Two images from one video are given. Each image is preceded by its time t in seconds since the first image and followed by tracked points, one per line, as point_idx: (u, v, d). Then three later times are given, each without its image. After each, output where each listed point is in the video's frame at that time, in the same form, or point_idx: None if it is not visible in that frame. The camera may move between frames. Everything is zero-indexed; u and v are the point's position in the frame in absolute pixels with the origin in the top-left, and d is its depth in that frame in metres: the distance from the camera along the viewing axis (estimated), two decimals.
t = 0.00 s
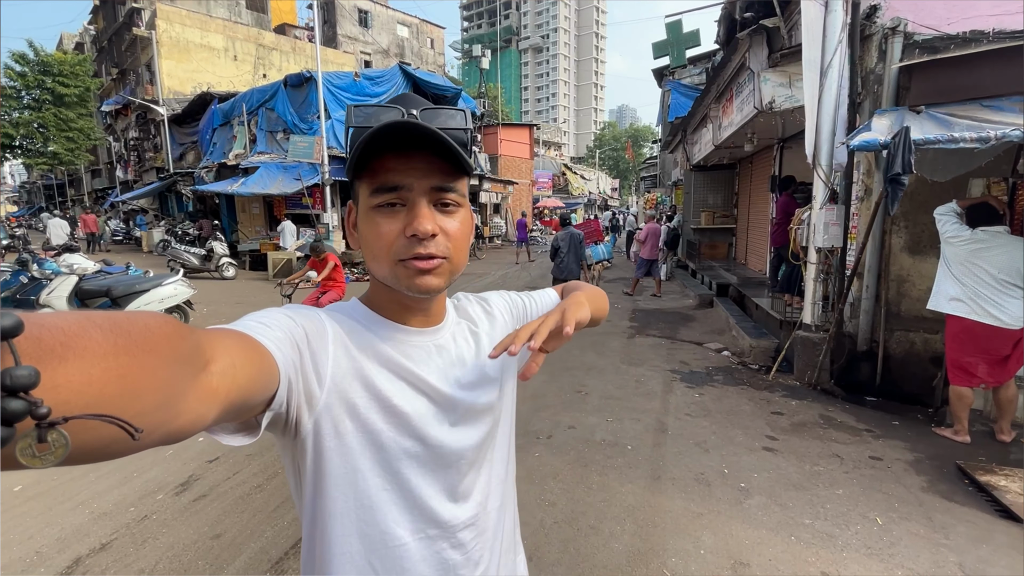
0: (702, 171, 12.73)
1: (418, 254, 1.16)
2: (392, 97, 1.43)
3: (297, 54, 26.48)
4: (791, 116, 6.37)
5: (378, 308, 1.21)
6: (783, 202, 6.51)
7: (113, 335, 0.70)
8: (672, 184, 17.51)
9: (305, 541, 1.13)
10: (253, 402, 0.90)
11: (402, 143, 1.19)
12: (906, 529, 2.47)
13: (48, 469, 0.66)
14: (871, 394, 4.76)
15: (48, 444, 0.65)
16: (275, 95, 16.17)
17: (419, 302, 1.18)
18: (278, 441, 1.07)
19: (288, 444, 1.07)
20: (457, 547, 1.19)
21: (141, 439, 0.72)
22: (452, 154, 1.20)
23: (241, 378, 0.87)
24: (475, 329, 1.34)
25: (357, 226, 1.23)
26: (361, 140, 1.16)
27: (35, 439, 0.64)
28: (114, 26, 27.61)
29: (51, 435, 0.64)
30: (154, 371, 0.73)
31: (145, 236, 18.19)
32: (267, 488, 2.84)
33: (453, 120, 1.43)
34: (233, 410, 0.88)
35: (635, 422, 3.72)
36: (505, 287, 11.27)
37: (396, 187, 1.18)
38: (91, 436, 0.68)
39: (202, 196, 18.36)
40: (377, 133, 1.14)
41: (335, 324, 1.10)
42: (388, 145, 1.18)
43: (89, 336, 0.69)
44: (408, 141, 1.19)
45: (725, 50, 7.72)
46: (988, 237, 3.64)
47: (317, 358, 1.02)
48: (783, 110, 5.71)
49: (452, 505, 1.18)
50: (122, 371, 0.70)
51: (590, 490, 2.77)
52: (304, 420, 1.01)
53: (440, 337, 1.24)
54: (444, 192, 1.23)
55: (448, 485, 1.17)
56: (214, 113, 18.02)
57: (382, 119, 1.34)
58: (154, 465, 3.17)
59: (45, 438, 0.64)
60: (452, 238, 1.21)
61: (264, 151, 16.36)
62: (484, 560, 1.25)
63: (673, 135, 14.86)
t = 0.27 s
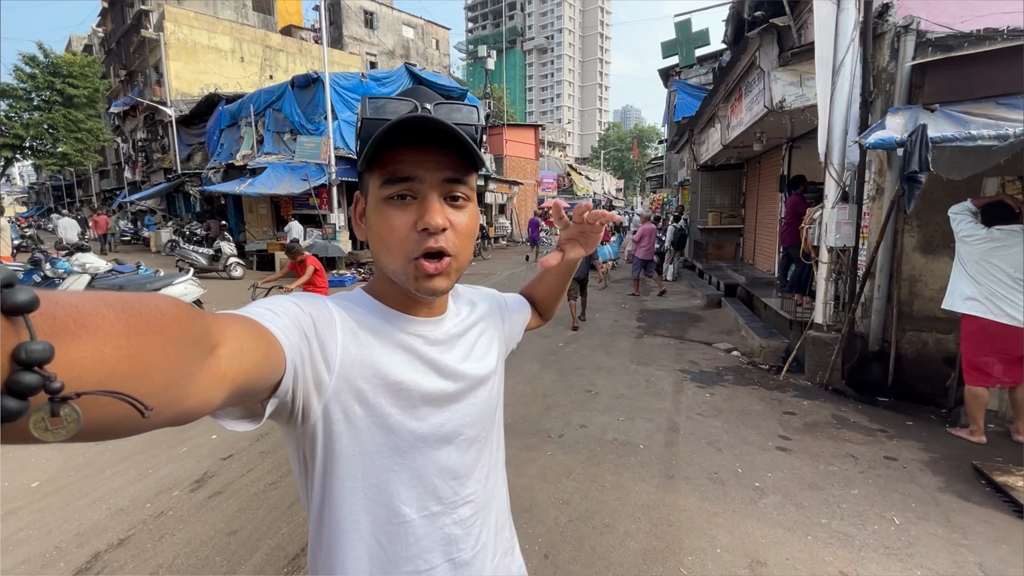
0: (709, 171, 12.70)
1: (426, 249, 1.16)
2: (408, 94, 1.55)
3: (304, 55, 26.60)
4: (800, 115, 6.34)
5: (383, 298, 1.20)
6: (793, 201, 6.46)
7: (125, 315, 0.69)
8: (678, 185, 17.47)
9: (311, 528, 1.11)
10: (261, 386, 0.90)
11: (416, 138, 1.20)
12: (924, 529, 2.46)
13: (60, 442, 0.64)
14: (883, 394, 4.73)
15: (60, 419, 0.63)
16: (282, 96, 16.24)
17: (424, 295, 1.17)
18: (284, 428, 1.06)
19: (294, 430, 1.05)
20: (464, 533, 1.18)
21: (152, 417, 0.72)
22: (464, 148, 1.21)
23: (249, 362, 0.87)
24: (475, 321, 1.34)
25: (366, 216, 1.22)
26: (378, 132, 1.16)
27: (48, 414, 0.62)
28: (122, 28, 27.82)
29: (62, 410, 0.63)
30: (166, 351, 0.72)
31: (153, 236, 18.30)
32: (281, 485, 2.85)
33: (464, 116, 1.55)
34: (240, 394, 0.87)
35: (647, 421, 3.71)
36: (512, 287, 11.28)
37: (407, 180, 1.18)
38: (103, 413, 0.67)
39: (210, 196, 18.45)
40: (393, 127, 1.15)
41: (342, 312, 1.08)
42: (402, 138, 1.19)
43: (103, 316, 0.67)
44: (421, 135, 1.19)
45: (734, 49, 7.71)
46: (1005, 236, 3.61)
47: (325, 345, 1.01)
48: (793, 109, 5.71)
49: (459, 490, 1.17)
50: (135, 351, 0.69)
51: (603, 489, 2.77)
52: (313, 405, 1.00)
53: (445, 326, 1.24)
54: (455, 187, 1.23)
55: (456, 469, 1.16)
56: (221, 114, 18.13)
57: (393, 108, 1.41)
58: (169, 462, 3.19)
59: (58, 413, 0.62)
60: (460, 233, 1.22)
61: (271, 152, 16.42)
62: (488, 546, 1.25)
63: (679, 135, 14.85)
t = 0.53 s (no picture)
0: (714, 173, 12.66)
1: (415, 253, 1.15)
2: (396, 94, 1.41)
3: (309, 57, 26.71)
4: (806, 117, 6.32)
5: (373, 301, 1.18)
6: (797, 203, 6.40)
7: (106, 326, 0.69)
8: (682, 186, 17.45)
9: (305, 536, 1.10)
10: (249, 395, 0.90)
11: (404, 142, 1.18)
12: (934, 536, 2.43)
13: (42, 460, 0.63)
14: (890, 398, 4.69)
15: (43, 435, 0.63)
16: (287, 97, 16.29)
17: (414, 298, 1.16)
18: (276, 435, 1.05)
19: (285, 437, 1.04)
20: (460, 535, 1.17)
21: (138, 431, 0.71)
22: (451, 151, 1.19)
23: (235, 371, 0.87)
24: (467, 324, 1.33)
25: (354, 220, 1.22)
26: (364, 136, 1.14)
27: (29, 431, 0.61)
28: (129, 31, 28.02)
29: (45, 426, 0.62)
30: (149, 363, 0.71)
31: (159, 237, 18.38)
32: (285, 486, 2.85)
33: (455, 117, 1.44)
34: (229, 403, 0.88)
35: (652, 424, 3.69)
36: (515, 289, 11.26)
37: (395, 183, 1.17)
38: (87, 429, 0.66)
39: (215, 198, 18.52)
40: (378, 132, 1.13)
41: (330, 317, 1.07)
42: (390, 142, 1.17)
43: (83, 329, 0.66)
44: (408, 138, 1.18)
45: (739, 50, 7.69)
46: (1015, 238, 3.58)
47: (313, 350, 1.00)
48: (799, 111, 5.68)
49: (455, 492, 1.16)
50: (118, 363, 0.68)
51: (609, 492, 2.75)
52: (303, 411, 0.99)
53: (436, 329, 1.22)
54: (444, 190, 1.22)
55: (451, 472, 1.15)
56: (227, 116, 18.21)
57: (381, 109, 1.34)
58: (173, 462, 3.19)
59: (40, 429, 0.62)
60: (449, 237, 1.21)
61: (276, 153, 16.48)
62: (487, 548, 1.23)
63: (684, 137, 14.82)
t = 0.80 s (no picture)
0: (716, 175, 12.64)
1: (413, 259, 1.14)
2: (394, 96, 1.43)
3: (312, 58, 26.75)
4: (809, 120, 6.30)
5: (370, 307, 1.18)
6: (799, 207, 6.38)
7: (99, 335, 0.73)
8: (684, 189, 17.42)
9: (301, 542, 1.10)
10: (245, 402, 0.92)
11: (401, 148, 1.18)
12: (936, 543, 2.41)
13: (37, 467, 0.67)
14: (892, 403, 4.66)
15: (34, 444, 0.65)
16: (290, 98, 16.32)
17: (411, 303, 1.15)
18: (272, 441, 1.05)
19: (282, 444, 1.05)
20: (455, 545, 1.16)
21: (131, 438, 0.74)
22: (447, 157, 1.19)
23: (232, 378, 0.89)
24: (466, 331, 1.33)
25: (351, 227, 1.21)
26: (361, 141, 1.14)
27: (21, 440, 0.65)
28: (133, 32, 28.13)
29: (36, 436, 0.65)
30: (142, 371, 0.75)
31: (161, 237, 18.40)
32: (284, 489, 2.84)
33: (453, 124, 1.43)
34: (226, 409, 0.90)
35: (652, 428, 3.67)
36: (517, 291, 11.24)
37: (392, 189, 1.17)
38: (77, 437, 0.69)
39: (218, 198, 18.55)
40: (374, 137, 1.13)
41: (328, 323, 1.08)
42: (388, 148, 1.17)
43: (76, 336, 0.70)
44: (406, 143, 1.18)
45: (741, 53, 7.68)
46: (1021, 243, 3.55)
47: (310, 356, 1.01)
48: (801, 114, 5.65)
49: (449, 502, 1.15)
50: (110, 371, 0.71)
51: (608, 497, 2.74)
52: (299, 419, 1.00)
53: (434, 336, 1.22)
54: (442, 195, 1.22)
55: (446, 480, 1.14)
56: (229, 117, 18.24)
57: (380, 117, 1.33)
58: (172, 464, 3.18)
59: (31, 439, 0.65)
60: (447, 242, 1.21)
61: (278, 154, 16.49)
62: (481, 560, 1.23)
63: (686, 139, 14.81)
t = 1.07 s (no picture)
0: (715, 178, 12.67)
1: (410, 260, 1.15)
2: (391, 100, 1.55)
3: (313, 59, 26.80)
4: (807, 124, 6.32)
5: (362, 310, 1.19)
6: (797, 210, 6.41)
7: (92, 338, 0.71)
8: (684, 191, 17.43)
9: (290, 545, 1.10)
10: (237, 404, 0.91)
11: (399, 148, 1.19)
12: (929, 546, 2.41)
13: (30, 471, 0.66)
14: (889, 407, 4.67)
15: (27, 449, 0.65)
16: (291, 99, 16.34)
17: (405, 304, 1.16)
18: (262, 445, 1.05)
19: (271, 447, 1.05)
20: (444, 548, 1.16)
21: (126, 442, 0.72)
22: (445, 158, 1.22)
23: (225, 381, 0.88)
24: (458, 334, 1.34)
25: (347, 226, 1.21)
26: (365, 138, 1.14)
27: (14, 444, 0.65)
28: (135, 31, 28.15)
29: (31, 440, 0.65)
30: (134, 374, 0.74)
31: (160, 236, 18.41)
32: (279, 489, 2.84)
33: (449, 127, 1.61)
34: (219, 411, 0.89)
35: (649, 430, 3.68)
36: (516, 292, 11.25)
37: (392, 189, 1.18)
38: (71, 441, 0.69)
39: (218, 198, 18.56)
40: (375, 137, 1.14)
41: (319, 326, 1.09)
42: (387, 148, 1.18)
43: (68, 340, 0.69)
44: (405, 143, 1.19)
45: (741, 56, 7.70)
46: (1017, 248, 3.56)
47: (301, 358, 1.02)
48: (800, 118, 5.67)
49: (438, 505, 1.15)
50: (103, 374, 0.71)
51: (603, 499, 2.74)
52: (289, 421, 1.00)
53: (426, 339, 1.23)
54: (439, 196, 1.24)
55: (434, 483, 1.15)
56: (230, 117, 18.27)
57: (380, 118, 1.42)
58: (169, 463, 3.19)
59: (24, 443, 0.65)
60: (445, 242, 1.23)
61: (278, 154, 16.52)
62: (470, 564, 1.23)
63: (686, 142, 14.84)
